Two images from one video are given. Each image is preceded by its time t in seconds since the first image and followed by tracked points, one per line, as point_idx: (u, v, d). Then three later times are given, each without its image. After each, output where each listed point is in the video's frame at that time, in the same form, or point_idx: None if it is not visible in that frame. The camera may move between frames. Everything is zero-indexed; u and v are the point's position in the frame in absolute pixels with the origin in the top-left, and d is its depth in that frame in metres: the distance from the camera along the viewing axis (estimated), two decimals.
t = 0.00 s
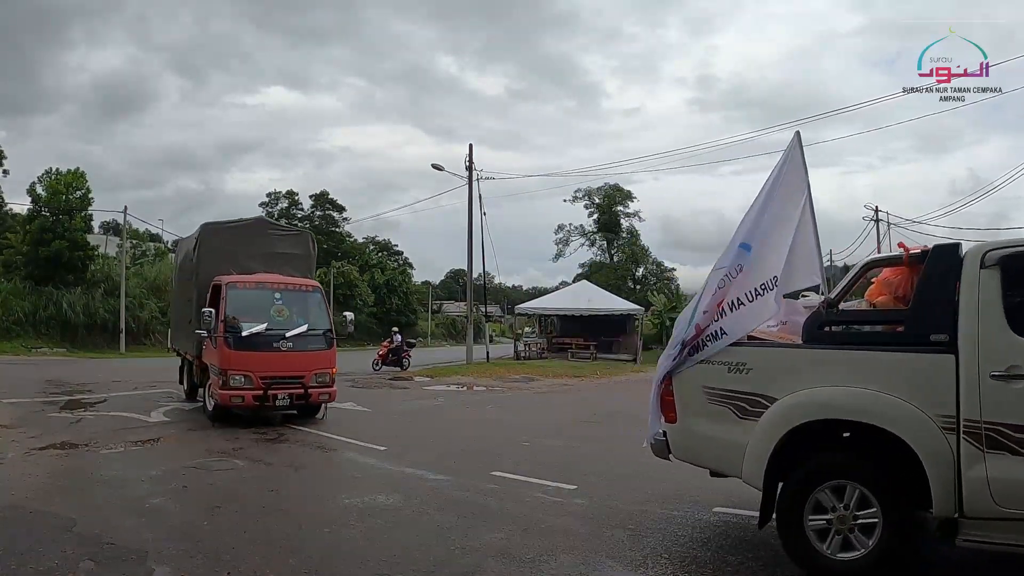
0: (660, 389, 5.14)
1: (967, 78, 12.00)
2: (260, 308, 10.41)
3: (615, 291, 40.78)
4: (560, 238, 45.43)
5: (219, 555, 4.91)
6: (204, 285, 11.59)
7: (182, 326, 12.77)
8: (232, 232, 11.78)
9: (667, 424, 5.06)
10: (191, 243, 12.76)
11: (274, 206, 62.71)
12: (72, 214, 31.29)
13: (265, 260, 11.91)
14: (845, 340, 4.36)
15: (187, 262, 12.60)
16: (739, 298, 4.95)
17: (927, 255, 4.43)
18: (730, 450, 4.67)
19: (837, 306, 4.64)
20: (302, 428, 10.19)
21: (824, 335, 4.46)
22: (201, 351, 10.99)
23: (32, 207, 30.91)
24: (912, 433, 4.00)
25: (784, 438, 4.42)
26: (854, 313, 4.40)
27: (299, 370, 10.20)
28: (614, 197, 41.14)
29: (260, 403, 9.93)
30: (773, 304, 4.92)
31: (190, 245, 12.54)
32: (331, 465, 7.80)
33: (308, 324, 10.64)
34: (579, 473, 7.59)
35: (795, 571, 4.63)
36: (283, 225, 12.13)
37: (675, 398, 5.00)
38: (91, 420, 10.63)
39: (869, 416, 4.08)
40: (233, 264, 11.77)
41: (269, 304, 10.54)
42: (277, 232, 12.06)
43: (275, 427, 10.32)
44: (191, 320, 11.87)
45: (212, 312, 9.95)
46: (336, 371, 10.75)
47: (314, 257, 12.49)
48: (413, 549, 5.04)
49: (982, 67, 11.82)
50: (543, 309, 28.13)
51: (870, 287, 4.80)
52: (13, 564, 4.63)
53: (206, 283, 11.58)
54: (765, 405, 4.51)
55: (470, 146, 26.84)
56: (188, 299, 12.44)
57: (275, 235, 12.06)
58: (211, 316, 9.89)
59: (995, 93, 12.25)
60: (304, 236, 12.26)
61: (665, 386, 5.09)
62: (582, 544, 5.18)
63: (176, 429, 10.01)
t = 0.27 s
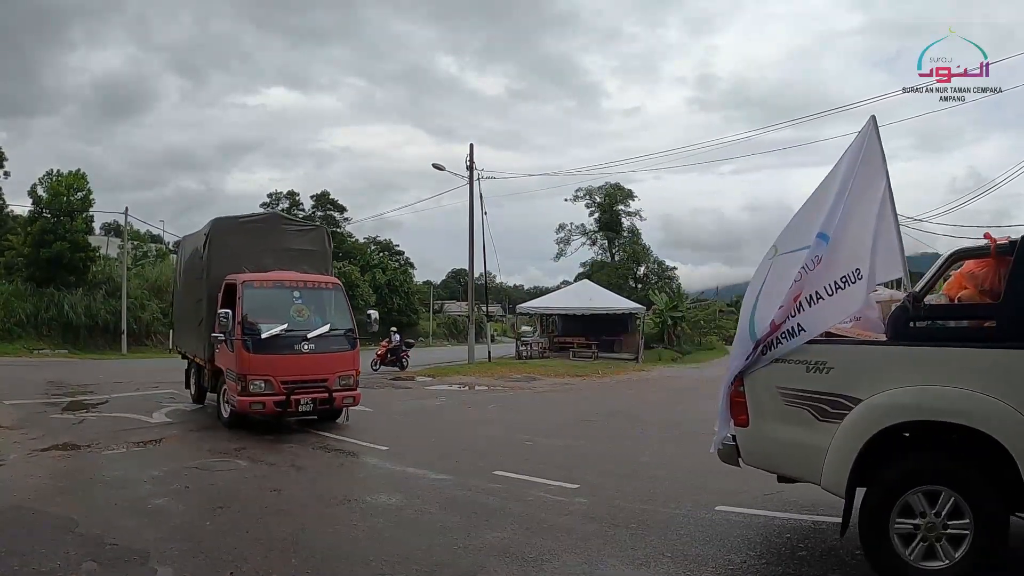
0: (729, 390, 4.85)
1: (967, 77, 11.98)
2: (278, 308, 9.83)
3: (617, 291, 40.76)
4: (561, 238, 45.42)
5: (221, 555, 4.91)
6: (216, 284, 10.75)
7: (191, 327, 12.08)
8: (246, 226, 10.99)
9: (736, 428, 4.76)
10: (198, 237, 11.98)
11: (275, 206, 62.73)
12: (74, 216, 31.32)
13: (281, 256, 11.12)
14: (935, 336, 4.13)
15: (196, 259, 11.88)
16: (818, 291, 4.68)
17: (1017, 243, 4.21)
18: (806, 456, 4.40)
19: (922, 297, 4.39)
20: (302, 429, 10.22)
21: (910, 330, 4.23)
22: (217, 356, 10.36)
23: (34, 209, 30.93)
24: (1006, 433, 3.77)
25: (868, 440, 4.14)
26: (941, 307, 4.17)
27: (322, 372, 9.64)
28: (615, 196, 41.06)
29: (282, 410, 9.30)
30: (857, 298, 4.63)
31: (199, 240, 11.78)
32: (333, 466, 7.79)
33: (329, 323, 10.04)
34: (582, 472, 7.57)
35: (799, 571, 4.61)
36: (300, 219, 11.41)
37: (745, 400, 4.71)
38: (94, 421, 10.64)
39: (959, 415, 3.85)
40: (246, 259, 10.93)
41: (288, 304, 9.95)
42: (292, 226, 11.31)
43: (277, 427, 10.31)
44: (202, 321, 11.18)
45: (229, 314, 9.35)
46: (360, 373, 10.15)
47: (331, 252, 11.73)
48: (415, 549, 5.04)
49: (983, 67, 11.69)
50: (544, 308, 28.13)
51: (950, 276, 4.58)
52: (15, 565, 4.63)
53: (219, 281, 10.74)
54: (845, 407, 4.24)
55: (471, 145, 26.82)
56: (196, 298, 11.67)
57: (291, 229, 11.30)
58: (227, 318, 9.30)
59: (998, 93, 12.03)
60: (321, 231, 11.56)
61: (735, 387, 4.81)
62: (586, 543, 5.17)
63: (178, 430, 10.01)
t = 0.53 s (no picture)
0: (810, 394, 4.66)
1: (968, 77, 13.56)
2: (305, 304, 9.53)
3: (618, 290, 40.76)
4: (562, 237, 45.44)
5: (223, 554, 4.91)
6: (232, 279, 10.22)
7: (200, 328, 11.48)
8: (263, 219, 10.49)
9: (818, 432, 4.59)
10: (208, 233, 11.42)
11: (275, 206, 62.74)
12: (75, 215, 31.34)
13: (299, 250, 10.64)
14: None
15: (205, 255, 11.31)
16: (906, 286, 4.48)
17: None
18: (896, 460, 4.18)
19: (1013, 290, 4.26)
20: (303, 428, 10.22)
21: (1003, 329, 4.07)
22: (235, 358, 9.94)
23: (36, 209, 30.96)
24: None
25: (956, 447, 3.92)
26: None
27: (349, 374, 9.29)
28: (616, 195, 41.04)
29: (309, 413, 8.97)
30: (953, 292, 4.36)
31: (209, 235, 11.22)
32: (335, 465, 7.79)
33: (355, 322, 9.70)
34: (583, 471, 7.57)
35: (802, 570, 4.60)
36: (318, 213, 10.95)
37: (829, 404, 4.52)
38: (94, 421, 10.63)
39: None
40: (263, 254, 10.42)
41: (314, 301, 9.66)
42: (310, 220, 10.83)
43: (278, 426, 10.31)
44: (215, 320, 10.60)
45: (253, 311, 9.01)
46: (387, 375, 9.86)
47: (350, 248, 11.27)
48: (417, 548, 5.04)
49: (982, 67, 13.29)
50: (545, 307, 28.14)
51: None
52: (17, 565, 4.63)
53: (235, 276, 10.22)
54: (934, 407, 4.04)
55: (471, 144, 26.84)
56: (206, 296, 11.09)
57: (309, 223, 10.84)
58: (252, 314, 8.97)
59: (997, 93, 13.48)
60: (340, 225, 11.11)
61: (817, 390, 4.61)
62: (587, 542, 5.16)
63: (179, 429, 10.00)
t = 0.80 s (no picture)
0: (901, 399, 4.52)
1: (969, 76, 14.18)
2: (331, 303, 8.59)
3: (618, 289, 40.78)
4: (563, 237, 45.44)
5: (223, 554, 4.90)
6: (248, 277, 9.36)
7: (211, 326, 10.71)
8: (281, 211, 9.63)
9: (908, 438, 4.48)
10: (219, 224, 10.57)
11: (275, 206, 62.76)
12: (75, 215, 31.35)
13: (319, 246, 9.82)
14: None
15: (217, 248, 10.46)
16: (1002, 278, 4.29)
17: None
18: (991, 466, 4.06)
19: None
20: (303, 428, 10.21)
21: None
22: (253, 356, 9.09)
23: (36, 208, 30.95)
24: None
25: None
26: None
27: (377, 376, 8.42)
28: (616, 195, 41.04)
29: (336, 421, 8.09)
30: None
31: (221, 227, 10.36)
32: (334, 464, 7.79)
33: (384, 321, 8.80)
34: (583, 471, 7.57)
35: (806, 570, 4.60)
36: (340, 205, 10.14)
37: (924, 408, 4.38)
38: (94, 420, 10.62)
39: None
40: (280, 250, 9.57)
41: (340, 299, 8.71)
42: (331, 213, 10.02)
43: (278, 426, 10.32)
44: (228, 320, 9.77)
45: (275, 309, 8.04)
46: (418, 378, 8.97)
47: (372, 243, 10.46)
48: (417, 548, 5.04)
49: (983, 67, 13.98)
50: (546, 307, 28.16)
51: None
52: (16, 564, 4.61)
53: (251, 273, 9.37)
54: None
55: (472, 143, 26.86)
56: (218, 294, 10.27)
57: (330, 217, 10.01)
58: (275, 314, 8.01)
59: (1000, 93, 14.39)
60: (362, 219, 10.29)
61: (909, 394, 4.47)
62: (587, 542, 5.15)
63: (179, 428, 9.99)
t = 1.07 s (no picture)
0: (1003, 400, 4.66)
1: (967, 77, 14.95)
2: (358, 298, 8.16)
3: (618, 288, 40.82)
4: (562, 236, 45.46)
5: (222, 554, 4.90)
6: (266, 272, 8.88)
7: (223, 326, 10.16)
8: (301, 203, 9.19)
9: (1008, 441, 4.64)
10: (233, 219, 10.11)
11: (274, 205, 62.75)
12: (74, 214, 31.35)
13: (340, 240, 9.36)
14: None
15: (230, 244, 9.99)
16: None
17: None
18: None
19: None
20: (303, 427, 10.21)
21: None
22: (273, 357, 8.57)
23: (35, 207, 30.94)
24: None
25: None
26: None
27: (410, 377, 7.98)
28: (616, 194, 41.03)
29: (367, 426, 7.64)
30: None
31: (235, 221, 9.90)
32: (334, 463, 7.79)
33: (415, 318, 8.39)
34: (583, 470, 7.58)
35: (805, 569, 4.60)
36: (361, 198, 9.72)
37: None
38: (93, 419, 10.61)
39: None
40: (300, 243, 9.10)
41: (368, 294, 8.28)
42: (352, 206, 9.59)
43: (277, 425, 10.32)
44: (243, 318, 9.24)
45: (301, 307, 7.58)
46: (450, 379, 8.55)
47: (394, 238, 10.03)
48: (417, 547, 5.03)
49: (983, 67, 15.02)
50: (545, 306, 28.19)
51: None
52: (16, 564, 4.61)
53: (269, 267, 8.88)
54: None
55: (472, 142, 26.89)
56: (231, 291, 9.76)
57: (351, 210, 9.58)
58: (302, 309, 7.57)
59: (995, 93, 15.64)
60: (383, 213, 9.87)
61: (1013, 396, 4.62)
62: (587, 541, 5.15)
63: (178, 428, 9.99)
